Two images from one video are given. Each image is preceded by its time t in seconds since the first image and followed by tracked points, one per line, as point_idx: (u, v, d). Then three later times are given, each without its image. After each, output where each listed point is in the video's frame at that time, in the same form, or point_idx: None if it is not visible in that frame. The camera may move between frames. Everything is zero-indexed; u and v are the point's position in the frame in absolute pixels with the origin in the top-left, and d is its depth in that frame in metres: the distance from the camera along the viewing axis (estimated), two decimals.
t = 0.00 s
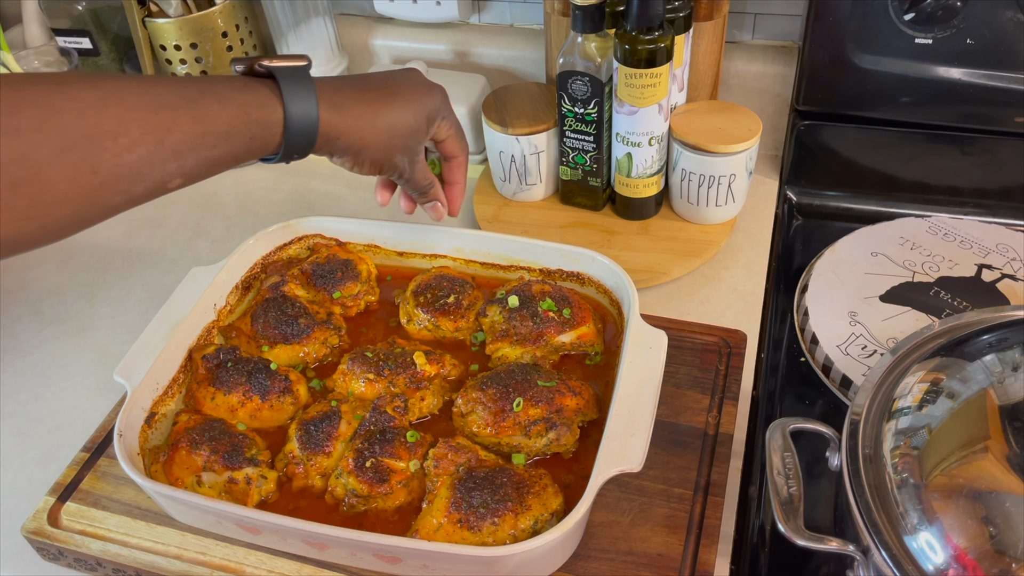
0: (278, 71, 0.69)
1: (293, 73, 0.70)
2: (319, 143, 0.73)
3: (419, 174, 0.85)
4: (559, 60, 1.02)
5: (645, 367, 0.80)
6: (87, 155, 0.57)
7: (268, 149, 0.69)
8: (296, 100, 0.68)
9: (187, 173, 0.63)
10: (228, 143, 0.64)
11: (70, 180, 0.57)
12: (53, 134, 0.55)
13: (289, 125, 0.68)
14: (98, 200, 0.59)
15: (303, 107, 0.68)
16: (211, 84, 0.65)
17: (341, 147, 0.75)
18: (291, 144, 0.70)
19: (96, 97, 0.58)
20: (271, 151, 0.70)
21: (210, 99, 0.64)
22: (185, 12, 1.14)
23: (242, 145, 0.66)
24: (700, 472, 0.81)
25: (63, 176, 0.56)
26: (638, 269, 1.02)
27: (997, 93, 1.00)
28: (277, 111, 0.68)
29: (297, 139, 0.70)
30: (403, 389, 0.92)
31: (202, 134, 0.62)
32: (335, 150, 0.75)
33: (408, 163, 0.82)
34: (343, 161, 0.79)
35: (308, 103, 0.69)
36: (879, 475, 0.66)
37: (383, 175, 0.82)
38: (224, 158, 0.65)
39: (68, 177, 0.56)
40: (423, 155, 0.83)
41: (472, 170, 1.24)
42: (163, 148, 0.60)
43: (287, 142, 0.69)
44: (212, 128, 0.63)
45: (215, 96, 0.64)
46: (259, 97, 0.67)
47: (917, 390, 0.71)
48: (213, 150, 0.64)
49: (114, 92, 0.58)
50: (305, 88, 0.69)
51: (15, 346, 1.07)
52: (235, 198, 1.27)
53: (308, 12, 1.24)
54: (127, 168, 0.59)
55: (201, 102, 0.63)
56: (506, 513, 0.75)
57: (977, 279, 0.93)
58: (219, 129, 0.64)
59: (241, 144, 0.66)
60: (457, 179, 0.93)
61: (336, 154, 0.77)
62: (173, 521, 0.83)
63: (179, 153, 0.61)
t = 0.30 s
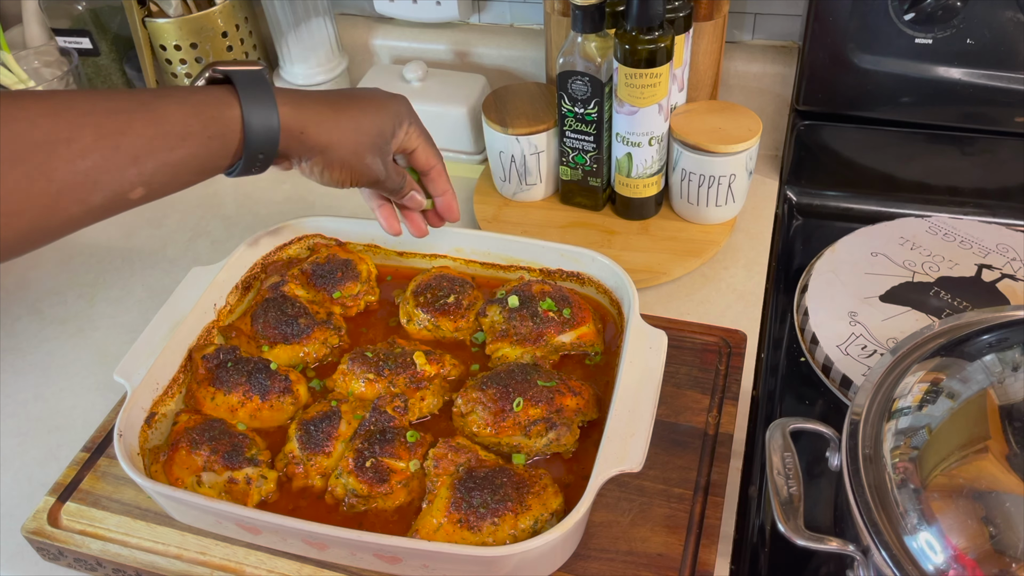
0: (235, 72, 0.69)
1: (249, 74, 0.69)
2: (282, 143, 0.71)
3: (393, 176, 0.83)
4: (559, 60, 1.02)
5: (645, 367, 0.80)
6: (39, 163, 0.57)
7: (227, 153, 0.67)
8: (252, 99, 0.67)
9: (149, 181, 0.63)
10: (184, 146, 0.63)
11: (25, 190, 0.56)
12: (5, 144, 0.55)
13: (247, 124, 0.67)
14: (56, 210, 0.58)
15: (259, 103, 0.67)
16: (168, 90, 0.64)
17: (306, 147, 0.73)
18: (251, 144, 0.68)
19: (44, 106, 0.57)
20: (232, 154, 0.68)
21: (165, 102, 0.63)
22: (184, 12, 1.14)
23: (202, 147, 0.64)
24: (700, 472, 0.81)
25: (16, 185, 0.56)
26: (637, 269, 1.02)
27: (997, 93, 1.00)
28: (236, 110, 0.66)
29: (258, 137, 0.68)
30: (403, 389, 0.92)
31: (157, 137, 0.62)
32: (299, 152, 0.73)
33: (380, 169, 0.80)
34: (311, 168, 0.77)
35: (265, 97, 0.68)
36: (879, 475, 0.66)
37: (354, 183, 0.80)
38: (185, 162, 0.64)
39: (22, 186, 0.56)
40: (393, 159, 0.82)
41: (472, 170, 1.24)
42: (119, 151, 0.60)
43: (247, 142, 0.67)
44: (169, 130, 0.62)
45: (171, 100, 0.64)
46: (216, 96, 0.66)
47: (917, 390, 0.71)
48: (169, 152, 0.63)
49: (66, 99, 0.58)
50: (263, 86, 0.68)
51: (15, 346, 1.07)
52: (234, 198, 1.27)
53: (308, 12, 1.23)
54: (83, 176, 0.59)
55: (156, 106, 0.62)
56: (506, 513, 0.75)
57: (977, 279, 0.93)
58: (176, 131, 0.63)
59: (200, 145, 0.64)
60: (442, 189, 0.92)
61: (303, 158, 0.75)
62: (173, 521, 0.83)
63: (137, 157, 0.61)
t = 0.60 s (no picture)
0: (232, 94, 0.70)
1: (245, 97, 0.70)
2: (278, 166, 0.73)
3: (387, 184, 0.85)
4: (560, 60, 1.02)
5: (645, 368, 0.80)
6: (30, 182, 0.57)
7: (222, 174, 0.69)
8: (248, 123, 0.69)
9: (138, 200, 0.64)
10: (177, 168, 0.64)
11: (14, 208, 0.57)
12: None
13: (243, 147, 0.68)
14: (45, 228, 0.59)
15: (255, 128, 0.69)
16: (162, 108, 0.65)
17: (302, 169, 0.74)
18: (247, 169, 0.70)
19: (36, 123, 0.58)
20: (227, 176, 0.70)
21: (160, 123, 0.64)
22: (184, 12, 1.14)
23: (194, 168, 0.66)
24: (700, 472, 0.81)
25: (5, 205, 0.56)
26: (638, 269, 1.02)
27: (997, 93, 1.00)
28: (231, 133, 0.68)
29: (254, 164, 0.70)
30: (403, 389, 0.92)
31: (151, 159, 0.63)
32: (295, 172, 0.75)
33: (374, 179, 0.82)
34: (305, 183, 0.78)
35: (263, 124, 0.69)
36: (878, 475, 0.66)
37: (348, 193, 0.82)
38: (176, 183, 0.65)
39: (11, 205, 0.57)
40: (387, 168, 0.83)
41: (472, 170, 1.24)
42: (110, 173, 0.61)
43: (243, 167, 0.69)
44: (163, 152, 0.63)
45: (166, 121, 0.64)
46: (212, 120, 0.67)
47: (917, 390, 0.71)
48: (162, 174, 0.64)
49: (58, 118, 0.59)
50: (260, 112, 0.69)
51: (15, 346, 1.07)
52: (234, 199, 1.27)
53: (308, 12, 1.22)
54: (73, 195, 0.59)
55: (150, 127, 0.63)
56: (506, 513, 0.75)
57: (977, 279, 0.93)
58: (170, 153, 0.64)
59: (193, 168, 0.66)
60: (437, 185, 0.93)
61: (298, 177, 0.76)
62: (173, 521, 0.83)
63: (129, 178, 0.62)
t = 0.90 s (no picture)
0: (172, 77, 0.70)
1: (188, 80, 0.70)
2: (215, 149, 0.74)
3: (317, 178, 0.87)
4: (560, 60, 1.02)
5: (645, 368, 0.80)
6: None
7: (163, 157, 0.69)
8: (192, 107, 0.69)
9: (84, 183, 0.65)
10: (122, 154, 0.65)
11: None
12: None
13: (185, 132, 0.69)
14: None
15: (200, 112, 0.69)
16: (107, 93, 0.66)
17: (236, 154, 0.75)
18: (188, 151, 0.70)
19: None
20: (168, 157, 0.70)
21: (104, 109, 0.64)
22: (185, 12, 1.14)
23: (138, 155, 0.67)
24: (700, 472, 0.81)
25: None
26: (638, 269, 1.02)
27: (997, 93, 1.00)
28: (174, 118, 0.68)
29: (197, 147, 0.70)
30: (403, 389, 0.92)
31: (96, 145, 0.64)
32: (230, 156, 0.75)
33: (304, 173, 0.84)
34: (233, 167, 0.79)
35: (204, 108, 0.69)
36: (879, 475, 0.65)
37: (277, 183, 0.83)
38: (122, 167, 0.66)
39: None
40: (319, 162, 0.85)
41: (472, 170, 1.24)
42: (57, 160, 0.62)
43: (184, 150, 0.70)
44: (108, 139, 0.64)
45: (110, 106, 0.65)
46: (155, 105, 0.67)
47: (917, 390, 0.71)
48: (107, 160, 0.65)
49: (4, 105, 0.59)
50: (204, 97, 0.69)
51: (15, 346, 1.07)
52: (234, 198, 1.27)
53: (308, 12, 1.22)
54: (21, 180, 0.60)
55: (96, 113, 0.64)
56: (506, 513, 0.75)
57: (977, 279, 0.93)
58: (116, 139, 0.65)
59: (138, 154, 0.66)
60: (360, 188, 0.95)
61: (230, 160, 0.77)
62: (173, 521, 0.83)
63: (75, 164, 0.63)
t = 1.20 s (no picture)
0: (87, 75, 0.65)
1: (103, 77, 0.65)
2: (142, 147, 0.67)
3: (267, 188, 0.77)
4: (560, 60, 1.02)
5: (645, 368, 0.80)
6: None
7: (82, 161, 0.64)
8: (104, 103, 0.64)
9: None
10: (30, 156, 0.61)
11: None
12: None
13: (98, 129, 0.64)
14: None
15: (113, 107, 0.64)
16: (19, 96, 0.62)
17: (167, 152, 0.68)
18: (108, 150, 0.65)
19: None
20: (89, 160, 0.65)
21: (10, 109, 0.61)
22: (185, 13, 1.14)
23: (50, 156, 0.62)
24: (700, 472, 0.81)
25: None
26: (637, 269, 1.02)
27: (997, 93, 1.00)
28: (85, 114, 0.63)
29: (116, 144, 0.65)
30: (403, 389, 0.92)
31: None
32: (161, 156, 0.69)
33: (246, 172, 0.74)
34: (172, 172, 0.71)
35: (120, 103, 0.64)
36: (879, 475, 0.65)
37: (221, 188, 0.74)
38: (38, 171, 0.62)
39: None
40: (264, 167, 0.76)
41: (472, 170, 1.24)
42: None
43: (103, 150, 0.64)
44: (12, 140, 0.60)
45: (18, 106, 0.61)
46: (64, 103, 0.63)
47: (917, 390, 0.71)
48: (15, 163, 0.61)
49: None
50: (118, 92, 0.65)
51: (15, 346, 1.07)
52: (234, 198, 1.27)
53: (308, 12, 1.22)
54: None
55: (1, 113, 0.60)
56: (506, 513, 0.76)
57: (977, 279, 0.93)
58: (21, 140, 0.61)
59: (48, 154, 0.62)
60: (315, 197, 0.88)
61: (165, 163, 0.70)
62: (173, 521, 0.83)
63: None
